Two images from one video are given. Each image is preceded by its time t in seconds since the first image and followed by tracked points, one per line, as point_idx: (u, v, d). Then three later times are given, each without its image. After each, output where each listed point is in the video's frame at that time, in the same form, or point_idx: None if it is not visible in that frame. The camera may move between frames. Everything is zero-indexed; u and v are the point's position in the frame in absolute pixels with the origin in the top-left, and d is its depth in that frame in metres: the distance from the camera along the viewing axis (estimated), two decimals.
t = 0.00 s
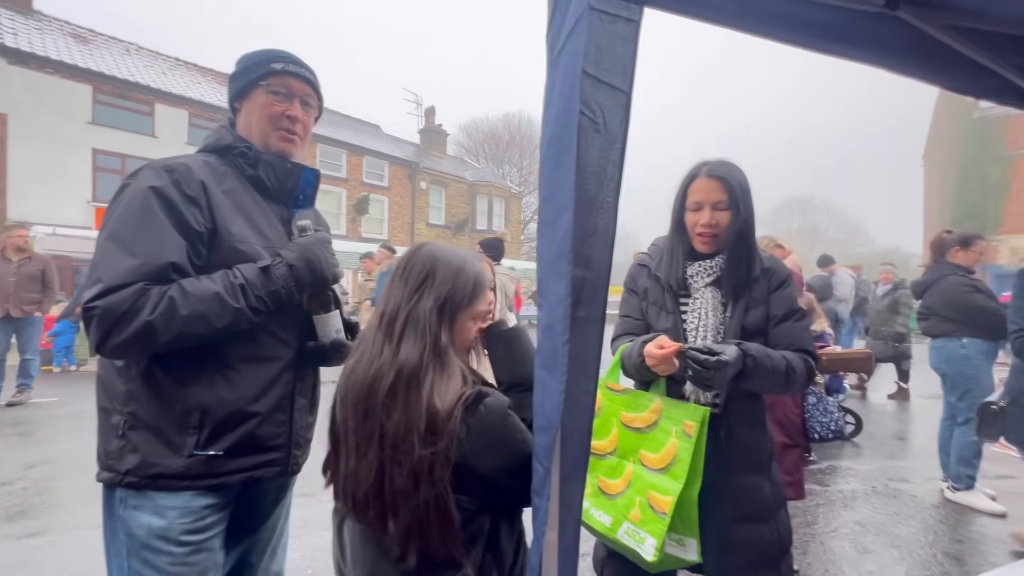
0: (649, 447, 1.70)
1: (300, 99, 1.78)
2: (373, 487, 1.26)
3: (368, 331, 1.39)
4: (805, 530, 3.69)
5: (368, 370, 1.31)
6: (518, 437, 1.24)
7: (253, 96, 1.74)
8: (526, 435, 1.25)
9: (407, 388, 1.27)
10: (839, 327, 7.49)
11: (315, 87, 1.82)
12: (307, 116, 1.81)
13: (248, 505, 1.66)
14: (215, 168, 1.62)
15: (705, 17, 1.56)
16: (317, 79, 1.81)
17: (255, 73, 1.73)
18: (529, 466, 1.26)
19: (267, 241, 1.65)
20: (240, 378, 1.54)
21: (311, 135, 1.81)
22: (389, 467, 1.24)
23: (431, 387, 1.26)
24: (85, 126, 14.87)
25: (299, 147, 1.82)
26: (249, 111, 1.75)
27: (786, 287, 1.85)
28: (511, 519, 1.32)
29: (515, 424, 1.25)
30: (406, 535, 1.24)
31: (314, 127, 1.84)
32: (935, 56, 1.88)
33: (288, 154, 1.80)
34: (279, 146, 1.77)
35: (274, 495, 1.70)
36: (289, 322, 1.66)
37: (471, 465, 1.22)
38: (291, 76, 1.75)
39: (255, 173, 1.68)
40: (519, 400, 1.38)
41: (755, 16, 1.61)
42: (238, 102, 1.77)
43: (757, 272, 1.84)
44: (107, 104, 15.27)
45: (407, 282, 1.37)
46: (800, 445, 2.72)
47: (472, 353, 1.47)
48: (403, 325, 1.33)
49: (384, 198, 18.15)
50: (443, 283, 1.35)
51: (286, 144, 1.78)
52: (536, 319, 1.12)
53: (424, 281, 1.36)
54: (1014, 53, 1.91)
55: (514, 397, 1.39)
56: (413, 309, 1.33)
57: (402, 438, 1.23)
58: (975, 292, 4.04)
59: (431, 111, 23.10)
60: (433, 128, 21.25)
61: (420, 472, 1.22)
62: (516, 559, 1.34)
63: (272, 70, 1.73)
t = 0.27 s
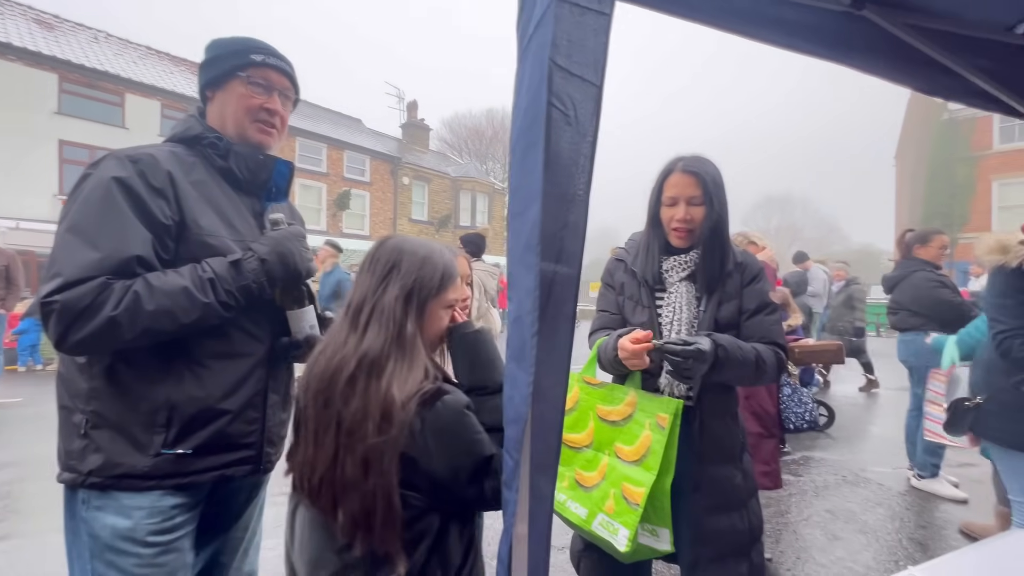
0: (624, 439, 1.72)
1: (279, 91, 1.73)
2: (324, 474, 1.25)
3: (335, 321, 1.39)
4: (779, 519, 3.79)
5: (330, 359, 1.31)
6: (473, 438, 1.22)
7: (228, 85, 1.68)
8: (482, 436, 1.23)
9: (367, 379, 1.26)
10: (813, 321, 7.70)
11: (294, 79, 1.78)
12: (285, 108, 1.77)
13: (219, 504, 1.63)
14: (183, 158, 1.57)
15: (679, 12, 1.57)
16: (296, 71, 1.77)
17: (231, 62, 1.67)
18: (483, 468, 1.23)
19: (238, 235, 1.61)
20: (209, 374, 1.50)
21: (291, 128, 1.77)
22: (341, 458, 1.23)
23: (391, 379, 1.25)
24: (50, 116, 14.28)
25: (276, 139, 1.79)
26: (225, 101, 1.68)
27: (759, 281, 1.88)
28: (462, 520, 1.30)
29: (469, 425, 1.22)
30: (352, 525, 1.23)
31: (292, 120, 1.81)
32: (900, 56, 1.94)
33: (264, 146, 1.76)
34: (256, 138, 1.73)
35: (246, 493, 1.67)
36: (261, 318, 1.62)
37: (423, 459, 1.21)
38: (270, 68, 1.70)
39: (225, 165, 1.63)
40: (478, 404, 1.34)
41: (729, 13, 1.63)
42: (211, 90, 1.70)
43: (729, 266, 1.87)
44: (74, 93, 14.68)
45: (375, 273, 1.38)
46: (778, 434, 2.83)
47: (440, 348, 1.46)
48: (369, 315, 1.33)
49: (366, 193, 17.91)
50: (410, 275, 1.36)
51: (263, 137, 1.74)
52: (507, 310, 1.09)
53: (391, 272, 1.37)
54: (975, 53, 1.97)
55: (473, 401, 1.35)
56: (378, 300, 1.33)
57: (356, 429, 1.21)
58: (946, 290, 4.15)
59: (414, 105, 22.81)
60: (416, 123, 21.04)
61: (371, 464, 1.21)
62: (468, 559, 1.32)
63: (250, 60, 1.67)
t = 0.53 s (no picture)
0: (602, 436, 1.73)
1: (259, 86, 1.70)
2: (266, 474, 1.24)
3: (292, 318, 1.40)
4: (756, 512, 3.88)
5: (281, 354, 1.32)
6: (415, 442, 1.20)
7: (206, 77, 1.63)
8: (426, 439, 1.22)
9: (314, 376, 1.26)
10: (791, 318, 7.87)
11: (274, 74, 1.74)
12: (266, 103, 1.73)
13: (192, 507, 1.59)
14: (153, 152, 1.52)
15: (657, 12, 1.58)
16: (277, 66, 1.74)
17: (208, 54, 1.61)
18: (426, 472, 1.21)
19: (212, 232, 1.57)
20: (181, 375, 1.46)
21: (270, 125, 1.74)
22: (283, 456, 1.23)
23: (336, 376, 1.25)
24: (16, 107, 13.69)
25: (254, 135, 1.75)
26: (202, 93, 1.64)
27: (735, 279, 1.91)
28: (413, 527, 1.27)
29: (411, 428, 1.20)
30: (292, 525, 1.22)
31: (271, 115, 1.77)
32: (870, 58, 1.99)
33: (242, 141, 1.72)
34: (234, 133, 1.69)
35: (220, 496, 1.63)
36: (236, 317, 1.58)
37: (362, 461, 1.20)
38: (251, 62, 1.66)
39: (198, 159, 1.59)
40: (432, 405, 1.33)
41: (706, 13, 1.64)
42: (186, 81, 1.64)
43: (707, 264, 1.90)
44: (42, 84, 14.10)
45: (334, 272, 1.39)
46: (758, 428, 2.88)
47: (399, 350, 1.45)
48: (323, 312, 1.34)
49: (349, 190, 17.64)
50: (367, 274, 1.36)
51: (242, 132, 1.70)
52: (480, 308, 1.08)
53: (349, 271, 1.38)
54: (942, 57, 2.03)
55: (428, 402, 1.34)
56: (333, 297, 1.34)
57: (295, 426, 1.21)
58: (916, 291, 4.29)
59: (397, 101, 22.56)
60: (399, 119, 20.82)
61: (308, 463, 1.20)
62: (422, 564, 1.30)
63: (230, 54, 1.63)
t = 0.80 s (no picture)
0: (583, 433, 1.75)
1: (242, 84, 1.67)
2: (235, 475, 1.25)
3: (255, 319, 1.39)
4: (736, 505, 3.95)
5: (242, 357, 1.32)
6: (380, 436, 1.19)
7: (188, 72, 1.59)
8: (392, 434, 1.21)
9: (272, 378, 1.26)
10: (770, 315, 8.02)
11: (258, 72, 1.72)
12: (248, 101, 1.72)
13: (167, 509, 1.57)
14: (129, 146, 1.48)
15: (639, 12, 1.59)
16: (261, 64, 1.72)
17: (192, 50, 1.58)
18: (393, 467, 1.20)
19: (191, 229, 1.54)
20: (158, 375, 1.43)
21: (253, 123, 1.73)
22: (246, 460, 1.23)
23: (295, 378, 1.25)
24: None
25: (235, 132, 1.73)
26: (184, 87, 1.59)
27: (714, 277, 1.94)
28: (388, 525, 1.26)
29: (376, 422, 1.20)
30: (262, 527, 1.21)
31: (253, 113, 1.76)
32: (844, 62, 2.04)
33: (223, 138, 1.70)
34: (216, 130, 1.66)
35: (197, 497, 1.62)
36: (214, 316, 1.56)
37: (327, 458, 1.19)
38: (236, 60, 1.64)
39: (176, 155, 1.56)
40: (402, 401, 1.34)
41: (688, 15, 1.66)
42: (166, 73, 1.60)
43: (686, 263, 1.92)
44: (9, 74, 13.52)
45: (294, 273, 1.38)
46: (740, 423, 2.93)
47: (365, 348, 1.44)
48: (282, 314, 1.34)
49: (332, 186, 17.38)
50: (327, 273, 1.35)
51: (224, 130, 1.68)
52: (459, 306, 1.07)
53: (309, 271, 1.37)
54: (913, 61, 2.09)
55: (399, 397, 1.35)
56: (291, 298, 1.34)
57: (254, 429, 1.21)
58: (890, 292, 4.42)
59: (382, 97, 22.28)
60: (384, 115, 20.57)
61: (268, 465, 1.20)
62: (401, 563, 1.29)
63: (215, 50, 1.60)
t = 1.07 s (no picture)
0: (570, 430, 1.76)
1: (231, 83, 1.66)
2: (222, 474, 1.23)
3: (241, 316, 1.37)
4: (721, 500, 4.02)
5: (228, 355, 1.30)
6: (373, 431, 1.19)
7: (175, 69, 1.56)
8: (384, 428, 1.20)
9: (259, 376, 1.24)
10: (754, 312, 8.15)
11: (246, 70, 1.71)
12: (234, 99, 1.71)
13: (148, 511, 1.54)
14: (108, 142, 1.45)
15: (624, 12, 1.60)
16: (250, 63, 1.71)
17: (182, 47, 1.55)
18: (387, 462, 1.19)
19: (173, 227, 1.52)
20: (139, 376, 1.41)
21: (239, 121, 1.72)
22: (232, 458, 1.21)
23: (283, 375, 1.24)
24: None
25: (220, 129, 1.71)
26: (170, 83, 1.56)
27: (698, 276, 1.96)
28: (380, 521, 1.26)
29: (369, 416, 1.20)
30: (252, 526, 1.20)
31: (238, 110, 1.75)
32: (824, 63, 2.08)
33: (208, 135, 1.68)
34: (202, 128, 1.65)
35: (179, 499, 1.60)
36: (197, 316, 1.54)
37: (318, 455, 1.18)
38: (226, 59, 1.62)
39: (158, 151, 1.53)
40: (395, 396, 1.36)
41: (673, 16, 1.67)
42: (150, 69, 1.55)
43: (671, 261, 1.94)
44: None
45: (284, 269, 1.37)
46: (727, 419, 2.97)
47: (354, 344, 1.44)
48: (270, 310, 1.32)
49: (317, 183, 17.16)
50: (318, 269, 1.34)
51: (210, 127, 1.66)
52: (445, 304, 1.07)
53: (300, 267, 1.35)
54: (890, 64, 2.14)
55: (391, 392, 1.36)
56: (280, 294, 1.32)
57: (241, 428, 1.19)
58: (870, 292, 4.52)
59: (368, 93, 22.02)
60: (370, 111, 20.36)
61: (256, 464, 1.19)
62: (392, 561, 1.28)
63: (205, 48, 1.58)
